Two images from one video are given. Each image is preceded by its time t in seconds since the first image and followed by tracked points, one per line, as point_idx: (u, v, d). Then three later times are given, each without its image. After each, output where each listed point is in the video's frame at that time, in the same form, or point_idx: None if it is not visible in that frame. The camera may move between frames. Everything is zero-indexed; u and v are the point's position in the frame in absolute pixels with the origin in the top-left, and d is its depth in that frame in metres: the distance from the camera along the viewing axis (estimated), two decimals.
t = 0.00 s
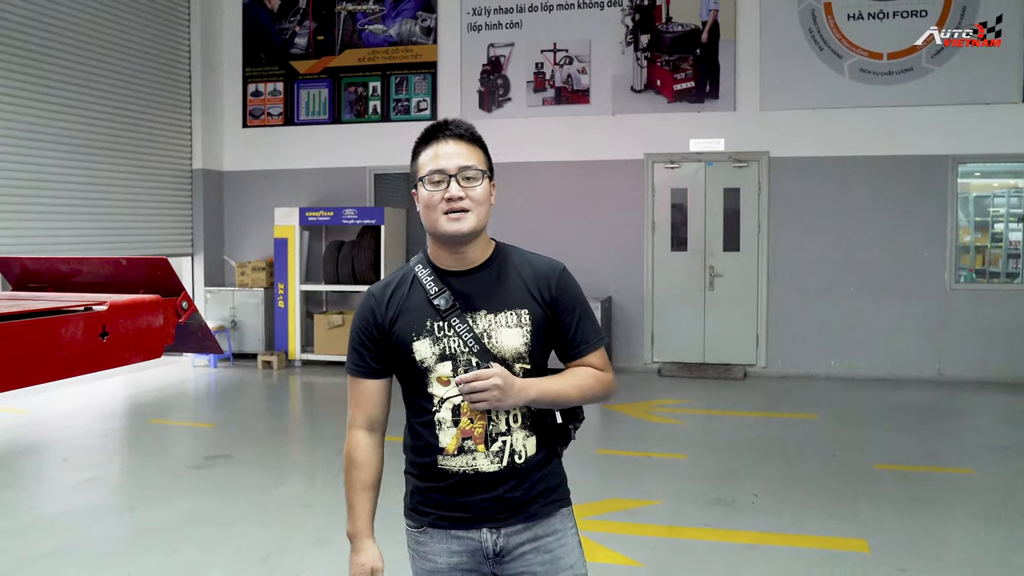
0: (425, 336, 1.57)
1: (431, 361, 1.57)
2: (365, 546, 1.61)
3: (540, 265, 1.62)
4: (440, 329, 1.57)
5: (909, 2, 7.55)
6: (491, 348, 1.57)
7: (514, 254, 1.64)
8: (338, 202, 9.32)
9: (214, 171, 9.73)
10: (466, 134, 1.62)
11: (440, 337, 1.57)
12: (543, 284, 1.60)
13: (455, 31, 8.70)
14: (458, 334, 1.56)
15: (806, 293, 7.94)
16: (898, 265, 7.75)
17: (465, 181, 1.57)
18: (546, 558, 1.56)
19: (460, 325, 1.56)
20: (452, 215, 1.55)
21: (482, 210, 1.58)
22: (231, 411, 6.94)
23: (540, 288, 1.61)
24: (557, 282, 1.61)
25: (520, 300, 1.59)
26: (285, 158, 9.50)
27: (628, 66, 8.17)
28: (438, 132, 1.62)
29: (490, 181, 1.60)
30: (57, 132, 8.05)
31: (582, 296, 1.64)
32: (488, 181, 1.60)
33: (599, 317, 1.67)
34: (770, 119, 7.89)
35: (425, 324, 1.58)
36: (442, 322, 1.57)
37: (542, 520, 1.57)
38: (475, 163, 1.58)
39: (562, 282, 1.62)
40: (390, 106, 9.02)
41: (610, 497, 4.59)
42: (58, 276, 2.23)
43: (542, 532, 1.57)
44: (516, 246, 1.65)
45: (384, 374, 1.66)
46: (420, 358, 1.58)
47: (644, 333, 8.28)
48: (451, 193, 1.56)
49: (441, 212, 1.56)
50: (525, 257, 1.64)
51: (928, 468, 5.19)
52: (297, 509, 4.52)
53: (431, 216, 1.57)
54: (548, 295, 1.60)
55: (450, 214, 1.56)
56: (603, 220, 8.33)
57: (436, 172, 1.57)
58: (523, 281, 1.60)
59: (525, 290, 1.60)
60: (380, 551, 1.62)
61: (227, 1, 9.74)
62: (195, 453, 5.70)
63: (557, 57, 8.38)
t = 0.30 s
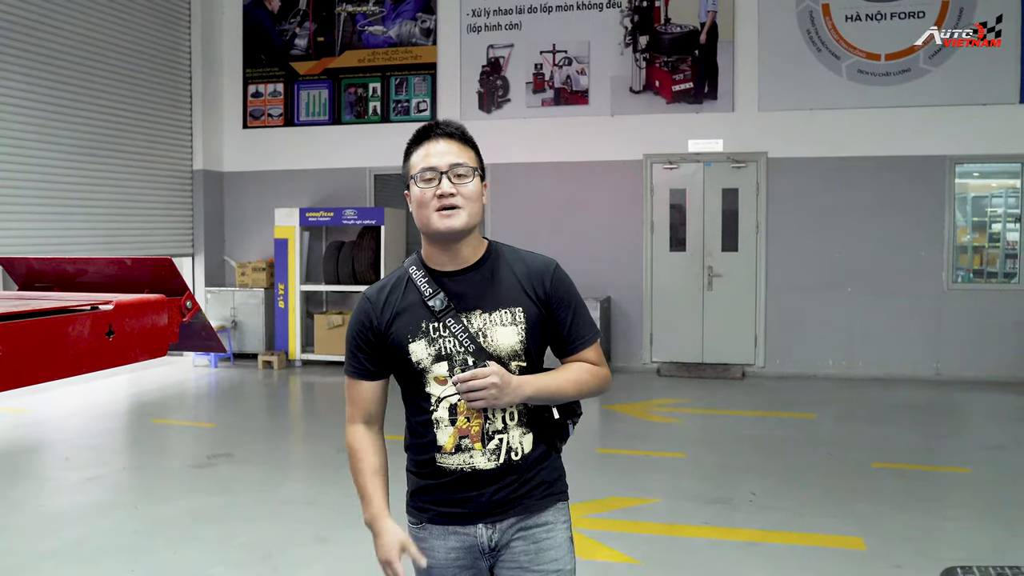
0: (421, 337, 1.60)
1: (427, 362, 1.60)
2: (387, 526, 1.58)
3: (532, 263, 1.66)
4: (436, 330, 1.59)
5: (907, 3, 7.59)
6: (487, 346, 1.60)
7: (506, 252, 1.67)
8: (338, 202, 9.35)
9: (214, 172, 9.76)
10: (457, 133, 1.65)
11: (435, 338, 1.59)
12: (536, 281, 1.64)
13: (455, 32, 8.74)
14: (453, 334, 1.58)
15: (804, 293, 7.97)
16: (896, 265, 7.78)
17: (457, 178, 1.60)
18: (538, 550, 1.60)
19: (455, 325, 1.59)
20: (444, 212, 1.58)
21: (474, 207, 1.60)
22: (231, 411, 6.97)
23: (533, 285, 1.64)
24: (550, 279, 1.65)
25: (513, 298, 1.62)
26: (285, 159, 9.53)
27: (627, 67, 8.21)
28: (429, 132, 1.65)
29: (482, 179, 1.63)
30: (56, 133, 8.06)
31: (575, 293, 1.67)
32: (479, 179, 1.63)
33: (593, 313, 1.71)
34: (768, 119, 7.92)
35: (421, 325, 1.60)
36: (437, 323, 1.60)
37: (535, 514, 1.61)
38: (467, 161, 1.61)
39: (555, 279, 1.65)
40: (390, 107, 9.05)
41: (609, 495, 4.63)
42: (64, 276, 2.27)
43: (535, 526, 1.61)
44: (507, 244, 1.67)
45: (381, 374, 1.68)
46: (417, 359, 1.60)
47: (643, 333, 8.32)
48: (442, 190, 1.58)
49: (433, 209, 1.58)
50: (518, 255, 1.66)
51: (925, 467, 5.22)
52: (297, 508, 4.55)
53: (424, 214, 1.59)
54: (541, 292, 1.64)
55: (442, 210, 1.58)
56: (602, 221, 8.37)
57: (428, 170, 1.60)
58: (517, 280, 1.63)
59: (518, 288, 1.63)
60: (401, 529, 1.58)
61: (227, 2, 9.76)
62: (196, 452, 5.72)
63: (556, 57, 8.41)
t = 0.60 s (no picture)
0: (422, 332, 1.59)
1: (425, 358, 1.59)
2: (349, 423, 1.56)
3: (542, 271, 1.60)
4: (438, 328, 1.58)
5: (904, 4, 7.62)
6: (483, 350, 1.56)
7: (521, 257, 1.63)
8: (338, 202, 9.38)
9: (214, 172, 9.79)
10: (476, 134, 1.65)
11: (436, 336, 1.58)
12: (542, 290, 1.58)
13: (454, 33, 8.77)
14: (453, 334, 1.57)
15: (802, 293, 7.99)
16: (894, 265, 7.81)
17: (473, 178, 1.60)
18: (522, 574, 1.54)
19: (457, 325, 1.57)
20: (458, 211, 1.58)
21: (489, 209, 1.60)
22: (231, 410, 6.99)
23: (539, 294, 1.58)
24: (558, 289, 1.58)
25: (516, 304, 1.57)
26: (285, 159, 9.56)
27: (626, 67, 8.24)
28: (450, 133, 1.66)
29: (498, 181, 1.62)
30: (55, 133, 8.08)
31: (585, 306, 1.59)
32: (496, 181, 1.62)
33: (602, 329, 1.62)
34: (766, 120, 7.95)
35: (424, 321, 1.60)
36: (439, 321, 1.58)
37: (522, 533, 1.54)
38: (484, 162, 1.61)
39: (563, 289, 1.59)
40: (389, 107, 9.07)
41: (607, 494, 4.65)
42: (67, 275, 2.30)
43: (520, 544, 1.54)
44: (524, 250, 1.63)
45: (388, 365, 1.69)
46: (416, 354, 1.60)
47: (642, 333, 8.35)
48: (458, 188, 1.58)
49: (448, 208, 1.58)
50: (533, 262, 1.62)
51: (921, 465, 5.25)
52: (296, 506, 4.57)
53: (438, 212, 1.59)
54: (546, 301, 1.58)
55: (457, 210, 1.58)
56: (601, 221, 8.40)
57: (445, 168, 1.60)
58: (523, 286, 1.58)
59: (523, 295, 1.58)
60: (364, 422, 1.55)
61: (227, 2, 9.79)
62: (196, 451, 5.75)
63: (555, 58, 8.44)
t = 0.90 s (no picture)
0: (435, 318, 1.59)
1: (435, 345, 1.59)
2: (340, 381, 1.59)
3: (564, 269, 1.57)
4: (450, 316, 1.58)
5: (897, 5, 7.67)
6: (493, 342, 1.54)
7: (545, 254, 1.60)
8: (335, 202, 9.43)
9: (213, 172, 9.84)
10: (510, 126, 1.62)
11: (448, 323, 1.58)
12: (560, 288, 1.54)
13: (451, 34, 8.82)
14: (466, 322, 1.56)
15: (797, 292, 8.04)
16: (888, 264, 7.86)
17: (503, 169, 1.57)
18: None
19: (470, 314, 1.56)
20: (483, 200, 1.55)
21: (517, 201, 1.57)
22: (230, 408, 7.04)
23: (557, 291, 1.54)
24: (577, 288, 1.54)
25: (531, 299, 1.54)
26: (283, 159, 9.61)
27: (621, 68, 8.29)
28: (483, 122, 1.63)
29: (528, 174, 1.60)
30: (50, 134, 8.14)
31: (604, 308, 1.54)
32: (525, 174, 1.59)
33: (621, 334, 1.55)
34: (760, 120, 8.00)
35: (438, 308, 1.60)
36: (453, 309, 1.58)
37: (514, 540, 1.52)
38: (515, 153, 1.58)
39: (582, 288, 1.54)
40: (386, 109, 9.12)
41: (601, 490, 4.70)
42: (65, 272, 2.34)
43: (511, 552, 1.52)
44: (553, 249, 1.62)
45: (401, 349, 1.71)
46: (427, 340, 1.60)
47: (637, 332, 8.40)
48: (487, 177, 1.56)
49: (475, 196, 1.56)
50: (557, 260, 1.59)
51: (913, 463, 5.29)
52: (293, 502, 4.63)
53: (464, 199, 1.57)
54: (562, 299, 1.54)
55: (483, 199, 1.55)
56: (597, 221, 8.45)
57: (475, 156, 1.57)
58: (541, 282, 1.56)
59: (539, 290, 1.55)
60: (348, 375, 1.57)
61: (225, 3, 9.83)
62: (194, 449, 5.80)
63: (551, 60, 8.49)
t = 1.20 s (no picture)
0: (443, 313, 1.58)
1: (441, 340, 1.57)
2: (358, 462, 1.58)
3: (576, 271, 1.54)
4: (459, 311, 1.57)
5: (889, 6, 7.73)
6: (500, 341, 1.52)
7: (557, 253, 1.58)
8: (332, 202, 9.49)
9: (211, 172, 9.89)
10: (528, 121, 1.60)
11: (456, 319, 1.56)
12: (570, 291, 1.52)
13: (447, 36, 8.88)
14: (473, 320, 1.54)
15: (790, 291, 8.10)
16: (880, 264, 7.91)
17: (519, 165, 1.54)
18: None
19: (478, 311, 1.54)
20: (497, 196, 1.53)
21: (532, 197, 1.54)
22: (227, 407, 7.09)
23: (568, 293, 1.52)
24: (588, 292, 1.52)
25: (540, 299, 1.52)
26: (280, 159, 9.66)
27: (615, 69, 8.35)
28: (501, 116, 1.61)
29: (544, 171, 1.57)
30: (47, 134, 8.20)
31: (614, 312, 1.52)
32: (542, 170, 1.57)
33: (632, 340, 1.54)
34: (753, 120, 8.06)
35: (447, 303, 1.58)
36: (462, 305, 1.57)
37: (510, 541, 1.50)
38: (533, 149, 1.55)
39: (593, 292, 1.52)
40: (382, 109, 9.18)
41: (593, 486, 4.75)
42: (61, 270, 2.39)
43: (507, 554, 1.50)
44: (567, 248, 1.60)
45: (412, 345, 1.69)
46: (434, 334, 1.58)
47: (631, 331, 8.46)
48: (502, 172, 1.53)
49: (490, 191, 1.53)
50: (570, 261, 1.56)
51: (902, 460, 5.34)
52: (288, 498, 4.69)
53: (478, 194, 1.54)
54: (573, 302, 1.52)
55: (498, 195, 1.53)
56: (592, 221, 8.51)
57: (492, 150, 1.55)
58: (551, 282, 1.53)
59: (550, 291, 1.53)
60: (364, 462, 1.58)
61: (222, 3, 9.88)
62: (190, 446, 5.85)
63: (545, 60, 8.54)
